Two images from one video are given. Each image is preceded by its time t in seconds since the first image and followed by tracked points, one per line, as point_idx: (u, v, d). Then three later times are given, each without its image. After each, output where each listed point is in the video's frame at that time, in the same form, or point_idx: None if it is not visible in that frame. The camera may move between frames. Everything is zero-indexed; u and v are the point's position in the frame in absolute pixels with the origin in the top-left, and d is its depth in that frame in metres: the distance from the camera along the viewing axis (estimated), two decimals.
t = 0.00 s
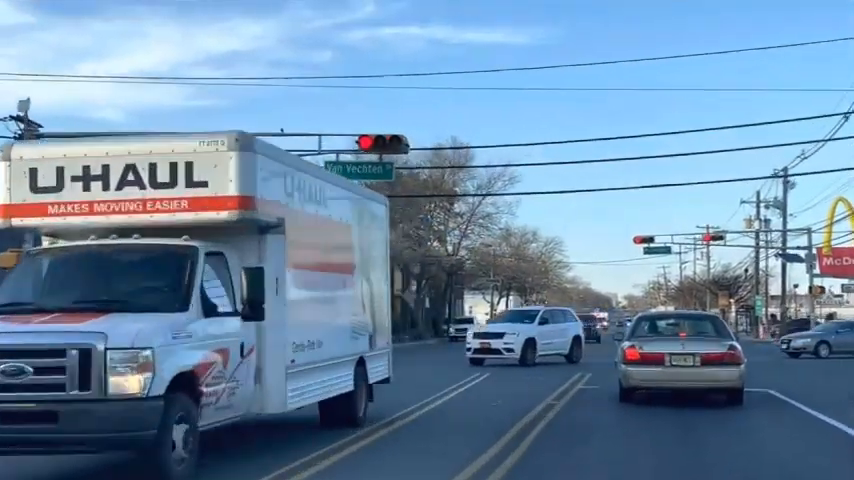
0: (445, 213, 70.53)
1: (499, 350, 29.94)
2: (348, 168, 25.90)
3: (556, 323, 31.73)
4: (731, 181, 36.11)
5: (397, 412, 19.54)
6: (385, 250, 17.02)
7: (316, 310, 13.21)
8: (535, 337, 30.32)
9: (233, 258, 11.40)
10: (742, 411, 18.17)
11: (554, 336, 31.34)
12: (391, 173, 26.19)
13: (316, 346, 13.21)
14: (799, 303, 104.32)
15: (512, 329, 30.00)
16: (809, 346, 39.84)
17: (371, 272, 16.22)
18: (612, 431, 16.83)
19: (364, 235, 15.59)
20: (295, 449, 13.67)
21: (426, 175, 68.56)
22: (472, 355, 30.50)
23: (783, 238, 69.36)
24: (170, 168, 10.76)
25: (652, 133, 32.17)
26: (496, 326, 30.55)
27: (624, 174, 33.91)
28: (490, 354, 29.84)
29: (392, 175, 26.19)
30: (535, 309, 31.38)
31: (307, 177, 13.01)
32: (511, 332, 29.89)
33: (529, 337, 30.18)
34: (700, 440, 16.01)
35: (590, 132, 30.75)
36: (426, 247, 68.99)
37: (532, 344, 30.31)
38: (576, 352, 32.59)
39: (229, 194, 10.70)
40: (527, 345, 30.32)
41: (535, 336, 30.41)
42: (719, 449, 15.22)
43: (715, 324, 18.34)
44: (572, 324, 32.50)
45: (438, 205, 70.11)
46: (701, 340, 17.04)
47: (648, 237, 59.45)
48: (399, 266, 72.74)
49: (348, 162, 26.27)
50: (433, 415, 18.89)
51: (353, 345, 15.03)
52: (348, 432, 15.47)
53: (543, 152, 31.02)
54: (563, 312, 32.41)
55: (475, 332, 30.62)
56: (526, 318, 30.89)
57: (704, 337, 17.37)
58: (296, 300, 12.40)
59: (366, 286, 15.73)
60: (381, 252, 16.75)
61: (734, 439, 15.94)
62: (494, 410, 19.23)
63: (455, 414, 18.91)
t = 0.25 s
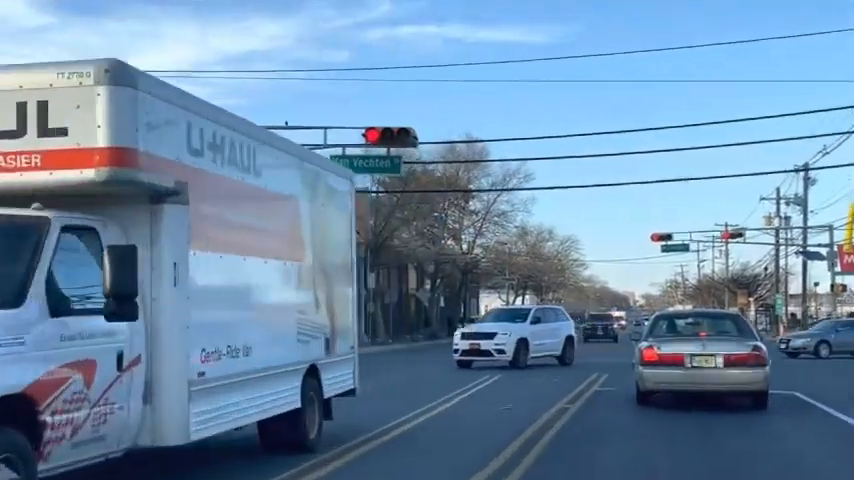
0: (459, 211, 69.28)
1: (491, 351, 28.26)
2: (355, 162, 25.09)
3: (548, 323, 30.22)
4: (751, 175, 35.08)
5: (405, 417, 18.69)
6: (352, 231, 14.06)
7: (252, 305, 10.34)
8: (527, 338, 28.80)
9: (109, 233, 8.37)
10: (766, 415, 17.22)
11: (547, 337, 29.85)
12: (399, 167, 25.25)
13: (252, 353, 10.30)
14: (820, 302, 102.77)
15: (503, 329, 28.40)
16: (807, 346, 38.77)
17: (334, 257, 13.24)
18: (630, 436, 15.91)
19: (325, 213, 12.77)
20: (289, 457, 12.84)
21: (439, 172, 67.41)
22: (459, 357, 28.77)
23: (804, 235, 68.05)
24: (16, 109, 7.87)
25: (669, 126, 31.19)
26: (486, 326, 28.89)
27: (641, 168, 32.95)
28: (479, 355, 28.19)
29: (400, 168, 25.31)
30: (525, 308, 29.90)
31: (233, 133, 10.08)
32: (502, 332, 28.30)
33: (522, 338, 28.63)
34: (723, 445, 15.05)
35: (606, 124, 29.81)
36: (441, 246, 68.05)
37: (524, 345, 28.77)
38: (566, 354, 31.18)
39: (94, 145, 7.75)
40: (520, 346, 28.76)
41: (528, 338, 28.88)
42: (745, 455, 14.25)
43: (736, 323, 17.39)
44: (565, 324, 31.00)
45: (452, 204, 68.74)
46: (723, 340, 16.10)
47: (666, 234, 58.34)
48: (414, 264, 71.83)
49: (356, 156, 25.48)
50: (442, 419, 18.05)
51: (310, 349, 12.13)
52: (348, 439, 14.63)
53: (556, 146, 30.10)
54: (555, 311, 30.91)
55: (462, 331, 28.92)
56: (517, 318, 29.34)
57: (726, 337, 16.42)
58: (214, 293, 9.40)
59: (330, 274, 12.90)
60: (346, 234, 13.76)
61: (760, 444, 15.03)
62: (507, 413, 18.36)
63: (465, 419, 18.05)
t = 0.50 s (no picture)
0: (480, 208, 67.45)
1: (482, 353, 26.42)
2: (365, 153, 24.14)
3: (540, 322, 28.49)
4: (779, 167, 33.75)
5: (414, 423, 17.68)
6: (282, 205, 10.94)
7: (75, 304, 6.96)
8: (520, 337, 27.02)
9: None
10: (801, 418, 16.09)
11: (539, 337, 28.11)
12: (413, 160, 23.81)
13: (82, 373, 7.02)
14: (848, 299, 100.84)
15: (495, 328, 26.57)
16: (812, 345, 37.63)
17: (242, 236, 9.88)
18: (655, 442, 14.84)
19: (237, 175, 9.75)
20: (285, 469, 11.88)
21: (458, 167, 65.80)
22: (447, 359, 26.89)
23: (833, 231, 66.45)
24: None
25: (695, 117, 29.95)
26: (475, 325, 27.07)
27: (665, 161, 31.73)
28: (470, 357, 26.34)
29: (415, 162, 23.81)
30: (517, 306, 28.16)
31: (73, 57, 7.04)
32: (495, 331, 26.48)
33: (516, 338, 26.86)
34: (757, 453, 13.94)
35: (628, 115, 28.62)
36: (460, 243, 66.85)
37: (517, 344, 26.98)
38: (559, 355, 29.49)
39: None
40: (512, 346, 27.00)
41: (521, 337, 27.11)
42: (782, 464, 13.13)
43: (768, 321, 16.29)
44: (556, 323, 29.31)
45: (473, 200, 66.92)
46: (754, 339, 15.02)
47: (691, 231, 56.98)
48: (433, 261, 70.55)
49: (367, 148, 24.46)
50: (453, 427, 17.03)
51: (198, 365, 8.80)
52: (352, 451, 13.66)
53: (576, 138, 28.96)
54: (546, 310, 29.19)
55: (450, 332, 27.07)
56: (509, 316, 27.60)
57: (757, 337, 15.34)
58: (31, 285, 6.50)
59: (247, 255, 9.95)
60: (265, 206, 10.50)
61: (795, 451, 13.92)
62: (522, 419, 17.30)
63: (476, 425, 17.02)
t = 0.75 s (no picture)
0: (500, 205, 66.56)
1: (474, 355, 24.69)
2: (376, 146, 23.16)
3: (533, 322, 26.82)
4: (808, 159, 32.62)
5: (423, 427, 16.81)
6: (135, 153, 7.52)
7: None
8: (513, 338, 25.33)
9: None
10: (836, 422, 15.11)
11: (532, 338, 26.45)
12: (426, 153, 22.97)
13: None
14: None
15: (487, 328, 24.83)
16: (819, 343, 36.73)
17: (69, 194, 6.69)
18: (680, 448, 13.87)
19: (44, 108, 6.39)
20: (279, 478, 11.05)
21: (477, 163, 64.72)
22: (432, 362, 25.08)
23: None
24: None
25: (718, 108, 28.95)
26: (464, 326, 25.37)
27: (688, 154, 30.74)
28: (460, 359, 24.56)
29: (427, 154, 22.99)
30: (508, 304, 26.56)
31: None
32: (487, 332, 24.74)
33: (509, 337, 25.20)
34: (790, 459, 12.95)
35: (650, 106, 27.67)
36: (479, 240, 66.40)
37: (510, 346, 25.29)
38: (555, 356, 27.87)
39: None
40: (505, 347, 25.33)
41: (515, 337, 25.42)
42: (818, 470, 12.12)
43: (800, 319, 15.29)
44: (548, 322, 27.67)
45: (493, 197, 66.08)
46: (784, 338, 14.04)
47: (715, 227, 55.83)
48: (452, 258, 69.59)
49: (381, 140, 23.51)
50: (463, 431, 16.15)
51: None
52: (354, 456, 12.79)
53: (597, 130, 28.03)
54: (537, 308, 27.53)
55: (437, 332, 25.27)
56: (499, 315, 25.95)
57: (788, 336, 14.36)
58: None
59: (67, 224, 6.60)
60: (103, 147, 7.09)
61: (831, 456, 12.91)
62: (536, 424, 16.39)
63: (489, 429, 16.13)
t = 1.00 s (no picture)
0: (521, 200, 65.36)
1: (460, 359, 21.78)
2: (388, 137, 22.03)
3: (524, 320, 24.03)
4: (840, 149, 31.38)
5: (434, 433, 15.83)
6: None
7: None
8: (502, 338, 22.51)
9: None
10: None
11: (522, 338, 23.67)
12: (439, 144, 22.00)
13: None
14: None
15: (474, 328, 22.00)
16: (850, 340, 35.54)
17: None
18: (708, 457, 12.89)
19: None
20: None
21: (498, 158, 63.48)
22: (412, 367, 22.21)
23: None
24: None
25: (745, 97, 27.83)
26: (446, 324, 22.39)
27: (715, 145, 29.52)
28: (445, 363, 21.84)
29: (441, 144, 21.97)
30: (494, 300, 23.66)
31: None
32: (474, 331, 21.91)
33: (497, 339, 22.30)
34: (828, 469, 11.95)
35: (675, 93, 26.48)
36: (500, 236, 65.15)
37: (500, 347, 22.49)
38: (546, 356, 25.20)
39: None
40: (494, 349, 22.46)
41: (506, 338, 22.65)
42: None
43: (836, 316, 14.23)
44: (537, 320, 24.90)
45: (515, 192, 64.90)
46: (821, 337, 13.00)
47: (741, 222, 54.54)
48: (473, 254, 68.52)
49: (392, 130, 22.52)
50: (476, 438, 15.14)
51: None
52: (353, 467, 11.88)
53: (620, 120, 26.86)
54: (526, 304, 24.72)
55: (416, 332, 22.26)
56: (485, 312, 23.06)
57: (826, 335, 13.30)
58: None
59: None
60: None
61: None
62: (554, 430, 15.37)
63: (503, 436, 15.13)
